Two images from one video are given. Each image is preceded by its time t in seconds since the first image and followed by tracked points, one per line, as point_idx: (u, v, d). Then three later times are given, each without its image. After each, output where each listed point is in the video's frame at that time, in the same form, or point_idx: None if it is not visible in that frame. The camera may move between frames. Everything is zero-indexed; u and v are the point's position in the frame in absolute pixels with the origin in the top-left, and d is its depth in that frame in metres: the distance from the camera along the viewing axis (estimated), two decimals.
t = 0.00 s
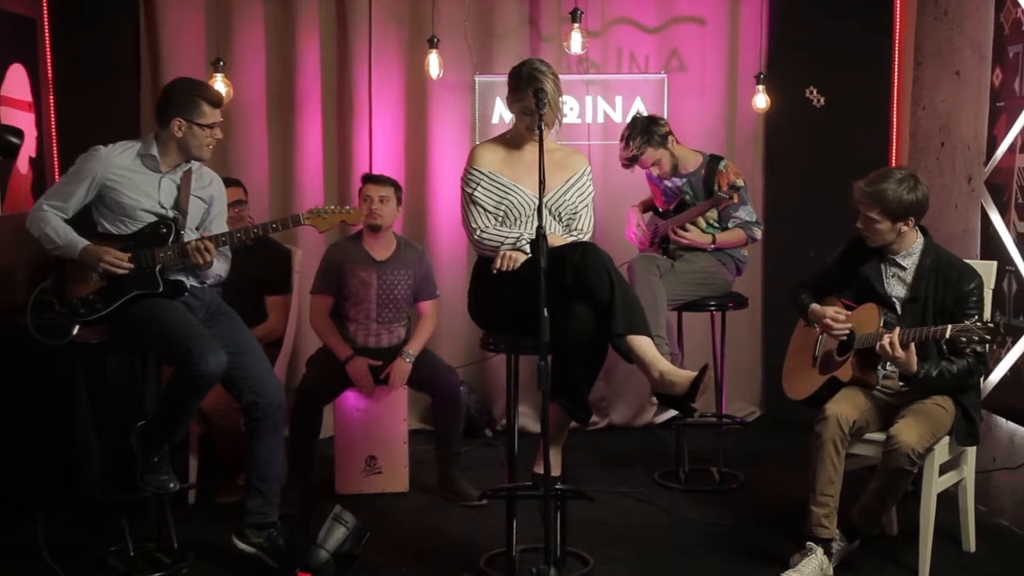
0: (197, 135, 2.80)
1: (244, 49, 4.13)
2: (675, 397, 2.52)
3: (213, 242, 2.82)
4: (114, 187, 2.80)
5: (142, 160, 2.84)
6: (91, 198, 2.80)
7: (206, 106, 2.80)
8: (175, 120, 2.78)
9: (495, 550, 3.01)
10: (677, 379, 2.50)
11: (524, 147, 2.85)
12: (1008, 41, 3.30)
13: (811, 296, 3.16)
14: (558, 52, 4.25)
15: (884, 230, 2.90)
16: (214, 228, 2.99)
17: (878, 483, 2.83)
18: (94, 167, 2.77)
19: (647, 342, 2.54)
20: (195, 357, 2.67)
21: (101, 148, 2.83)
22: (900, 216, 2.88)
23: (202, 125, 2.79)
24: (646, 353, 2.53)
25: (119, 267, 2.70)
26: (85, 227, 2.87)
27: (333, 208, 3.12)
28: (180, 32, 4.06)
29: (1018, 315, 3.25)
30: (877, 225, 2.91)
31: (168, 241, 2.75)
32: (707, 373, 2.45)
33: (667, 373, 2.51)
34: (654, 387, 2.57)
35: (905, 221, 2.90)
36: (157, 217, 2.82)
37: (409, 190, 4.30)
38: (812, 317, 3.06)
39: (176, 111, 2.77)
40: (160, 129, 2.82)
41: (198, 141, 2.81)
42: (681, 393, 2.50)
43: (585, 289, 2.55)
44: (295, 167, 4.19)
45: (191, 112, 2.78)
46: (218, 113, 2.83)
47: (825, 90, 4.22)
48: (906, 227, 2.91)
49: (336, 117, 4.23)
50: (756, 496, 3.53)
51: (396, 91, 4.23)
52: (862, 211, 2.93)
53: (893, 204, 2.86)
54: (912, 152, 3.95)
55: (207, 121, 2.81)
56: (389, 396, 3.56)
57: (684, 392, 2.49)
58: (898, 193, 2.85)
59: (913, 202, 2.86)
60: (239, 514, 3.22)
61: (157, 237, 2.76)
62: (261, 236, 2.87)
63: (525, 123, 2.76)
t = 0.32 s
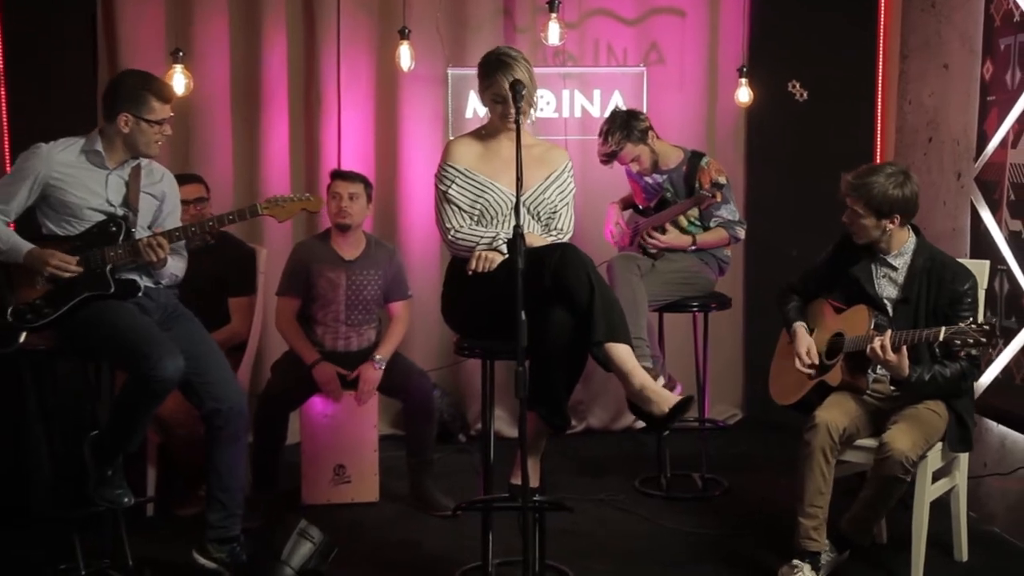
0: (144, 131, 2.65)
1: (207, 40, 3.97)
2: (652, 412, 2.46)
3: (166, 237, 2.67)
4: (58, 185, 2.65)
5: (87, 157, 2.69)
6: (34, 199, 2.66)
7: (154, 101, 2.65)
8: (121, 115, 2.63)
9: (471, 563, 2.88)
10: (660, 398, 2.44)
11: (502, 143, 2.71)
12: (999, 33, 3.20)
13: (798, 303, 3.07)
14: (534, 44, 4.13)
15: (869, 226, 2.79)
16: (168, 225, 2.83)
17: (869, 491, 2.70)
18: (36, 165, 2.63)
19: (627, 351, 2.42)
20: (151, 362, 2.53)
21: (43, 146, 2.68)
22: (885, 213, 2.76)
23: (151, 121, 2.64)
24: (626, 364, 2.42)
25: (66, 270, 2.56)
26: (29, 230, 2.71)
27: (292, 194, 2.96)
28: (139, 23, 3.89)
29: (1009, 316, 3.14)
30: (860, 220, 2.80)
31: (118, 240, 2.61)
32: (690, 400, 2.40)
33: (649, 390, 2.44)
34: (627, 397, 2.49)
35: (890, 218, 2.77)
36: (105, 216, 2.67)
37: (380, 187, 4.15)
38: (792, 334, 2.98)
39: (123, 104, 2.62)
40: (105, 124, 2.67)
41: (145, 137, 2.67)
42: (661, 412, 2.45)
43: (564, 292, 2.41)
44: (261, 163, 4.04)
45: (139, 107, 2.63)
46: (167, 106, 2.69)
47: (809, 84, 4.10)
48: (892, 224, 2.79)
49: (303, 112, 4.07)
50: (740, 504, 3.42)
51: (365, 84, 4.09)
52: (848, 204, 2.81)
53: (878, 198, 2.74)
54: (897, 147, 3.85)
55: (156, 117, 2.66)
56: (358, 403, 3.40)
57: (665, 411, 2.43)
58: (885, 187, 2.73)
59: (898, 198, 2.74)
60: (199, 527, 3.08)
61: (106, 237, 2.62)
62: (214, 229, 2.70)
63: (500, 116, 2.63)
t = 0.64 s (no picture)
0: (89, 118, 2.51)
1: (166, 31, 3.81)
2: (643, 417, 2.31)
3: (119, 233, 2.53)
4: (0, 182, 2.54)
5: (30, 151, 2.57)
6: None
7: (99, 87, 2.52)
8: (64, 102, 2.50)
9: None
10: (653, 401, 2.29)
11: (478, 139, 2.59)
12: (990, 24, 3.10)
13: (784, 300, 2.94)
14: (508, 34, 4.01)
15: (857, 224, 2.65)
16: (121, 221, 2.66)
17: (859, 500, 2.58)
18: None
19: (611, 352, 2.30)
20: (103, 366, 2.38)
21: None
22: (874, 209, 2.62)
23: (96, 108, 2.50)
24: (612, 368, 2.29)
25: (11, 270, 2.43)
26: None
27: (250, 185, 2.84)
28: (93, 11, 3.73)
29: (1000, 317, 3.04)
30: (850, 217, 2.65)
31: (66, 238, 2.48)
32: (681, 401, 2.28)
33: (639, 393, 2.30)
34: (615, 403, 2.34)
35: (881, 214, 2.64)
36: (52, 213, 2.54)
37: (348, 183, 4.03)
38: (783, 327, 2.84)
39: (66, 91, 2.49)
40: (48, 115, 2.54)
41: (91, 124, 2.52)
42: (654, 414, 2.30)
43: (544, 294, 2.29)
44: (223, 158, 3.88)
45: (82, 94, 2.49)
46: (112, 92, 2.55)
47: (790, 77, 3.99)
48: (881, 222, 2.65)
49: (269, 105, 3.94)
50: (722, 511, 3.31)
51: (333, 77, 3.94)
52: (835, 200, 2.67)
53: (867, 194, 2.60)
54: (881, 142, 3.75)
55: (102, 103, 2.53)
56: (325, 404, 3.28)
57: (657, 414, 2.29)
58: (873, 182, 2.59)
59: (886, 194, 2.59)
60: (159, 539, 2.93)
61: (53, 234, 2.48)
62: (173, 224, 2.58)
63: (478, 108, 2.54)
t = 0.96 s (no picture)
0: (33, 110, 2.39)
1: (124, 19, 3.66)
2: (628, 423, 2.15)
3: (66, 228, 2.44)
4: None
5: None
6: None
7: (43, 77, 2.39)
8: (5, 92, 2.36)
9: None
10: (636, 404, 2.13)
11: (454, 133, 2.47)
12: (979, 14, 2.99)
13: (771, 297, 2.83)
14: (481, 23, 3.88)
15: (848, 219, 2.56)
16: (70, 216, 2.52)
17: (851, 509, 2.46)
18: None
19: (593, 359, 2.18)
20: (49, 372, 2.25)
21: None
22: (865, 205, 2.53)
23: (40, 99, 2.38)
24: (594, 373, 2.17)
25: None
26: None
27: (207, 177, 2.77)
28: None
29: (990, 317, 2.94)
30: (840, 213, 2.56)
31: (10, 235, 2.37)
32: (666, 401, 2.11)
33: (622, 398, 2.15)
34: (601, 414, 2.20)
35: (872, 211, 2.54)
36: None
37: (315, 178, 3.87)
38: (772, 325, 2.74)
39: (7, 82, 2.36)
40: None
41: (35, 117, 2.40)
42: (639, 418, 2.14)
43: (522, 299, 2.17)
44: (184, 152, 3.73)
45: (26, 84, 2.36)
46: (57, 82, 2.42)
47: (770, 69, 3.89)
48: (872, 218, 2.56)
49: (231, 98, 3.78)
50: (705, 518, 3.20)
51: (299, 68, 3.80)
52: (826, 194, 2.58)
53: (858, 188, 2.51)
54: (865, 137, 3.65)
55: (46, 94, 2.40)
56: (292, 410, 3.17)
57: (642, 418, 2.13)
58: (865, 177, 2.51)
59: (879, 189, 2.51)
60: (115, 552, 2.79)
61: None
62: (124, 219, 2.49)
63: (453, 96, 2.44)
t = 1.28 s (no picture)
0: None
1: (77, 5, 3.48)
2: (605, 441, 2.04)
3: (8, 224, 2.34)
4: None
5: None
6: None
7: None
8: None
9: None
10: (617, 425, 2.02)
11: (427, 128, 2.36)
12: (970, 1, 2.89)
13: (755, 299, 2.73)
14: (452, 9, 3.74)
15: (838, 215, 2.46)
16: (14, 211, 2.40)
17: (841, 517, 2.33)
18: None
19: (573, 368, 2.05)
20: None
21: None
22: (858, 200, 2.43)
23: None
24: (573, 385, 2.04)
25: None
26: None
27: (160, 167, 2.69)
28: None
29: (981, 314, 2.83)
30: (831, 208, 2.46)
31: None
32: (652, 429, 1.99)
33: (602, 414, 2.03)
34: (577, 423, 2.08)
35: (864, 206, 2.44)
36: None
37: (280, 171, 3.72)
38: (755, 335, 2.64)
39: None
40: None
41: None
42: (617, 440, 2.03)
43: (498, 301, 2.06)
44: (143, 144, 3.58)
45: None
46: None
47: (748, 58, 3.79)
48: (864, 214, 2.45)
49: (191, 88, 3.62)
50: (686, 523, 3.09)
51: (262, 58, 3.65)
52: (816, 189, 2.48)
53: (850, 182, 2.41)
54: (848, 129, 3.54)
55: None
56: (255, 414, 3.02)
57: (620, 441, 2.02)
58: (858, 171, 2.42)
59: (872, 183, 2.41)
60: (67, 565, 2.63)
61: None
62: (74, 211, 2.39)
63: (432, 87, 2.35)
